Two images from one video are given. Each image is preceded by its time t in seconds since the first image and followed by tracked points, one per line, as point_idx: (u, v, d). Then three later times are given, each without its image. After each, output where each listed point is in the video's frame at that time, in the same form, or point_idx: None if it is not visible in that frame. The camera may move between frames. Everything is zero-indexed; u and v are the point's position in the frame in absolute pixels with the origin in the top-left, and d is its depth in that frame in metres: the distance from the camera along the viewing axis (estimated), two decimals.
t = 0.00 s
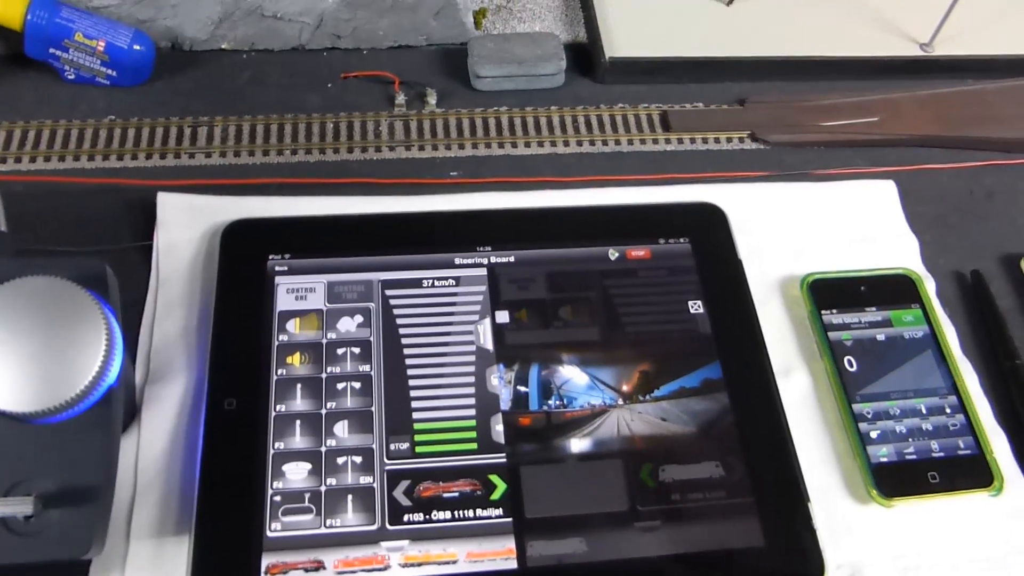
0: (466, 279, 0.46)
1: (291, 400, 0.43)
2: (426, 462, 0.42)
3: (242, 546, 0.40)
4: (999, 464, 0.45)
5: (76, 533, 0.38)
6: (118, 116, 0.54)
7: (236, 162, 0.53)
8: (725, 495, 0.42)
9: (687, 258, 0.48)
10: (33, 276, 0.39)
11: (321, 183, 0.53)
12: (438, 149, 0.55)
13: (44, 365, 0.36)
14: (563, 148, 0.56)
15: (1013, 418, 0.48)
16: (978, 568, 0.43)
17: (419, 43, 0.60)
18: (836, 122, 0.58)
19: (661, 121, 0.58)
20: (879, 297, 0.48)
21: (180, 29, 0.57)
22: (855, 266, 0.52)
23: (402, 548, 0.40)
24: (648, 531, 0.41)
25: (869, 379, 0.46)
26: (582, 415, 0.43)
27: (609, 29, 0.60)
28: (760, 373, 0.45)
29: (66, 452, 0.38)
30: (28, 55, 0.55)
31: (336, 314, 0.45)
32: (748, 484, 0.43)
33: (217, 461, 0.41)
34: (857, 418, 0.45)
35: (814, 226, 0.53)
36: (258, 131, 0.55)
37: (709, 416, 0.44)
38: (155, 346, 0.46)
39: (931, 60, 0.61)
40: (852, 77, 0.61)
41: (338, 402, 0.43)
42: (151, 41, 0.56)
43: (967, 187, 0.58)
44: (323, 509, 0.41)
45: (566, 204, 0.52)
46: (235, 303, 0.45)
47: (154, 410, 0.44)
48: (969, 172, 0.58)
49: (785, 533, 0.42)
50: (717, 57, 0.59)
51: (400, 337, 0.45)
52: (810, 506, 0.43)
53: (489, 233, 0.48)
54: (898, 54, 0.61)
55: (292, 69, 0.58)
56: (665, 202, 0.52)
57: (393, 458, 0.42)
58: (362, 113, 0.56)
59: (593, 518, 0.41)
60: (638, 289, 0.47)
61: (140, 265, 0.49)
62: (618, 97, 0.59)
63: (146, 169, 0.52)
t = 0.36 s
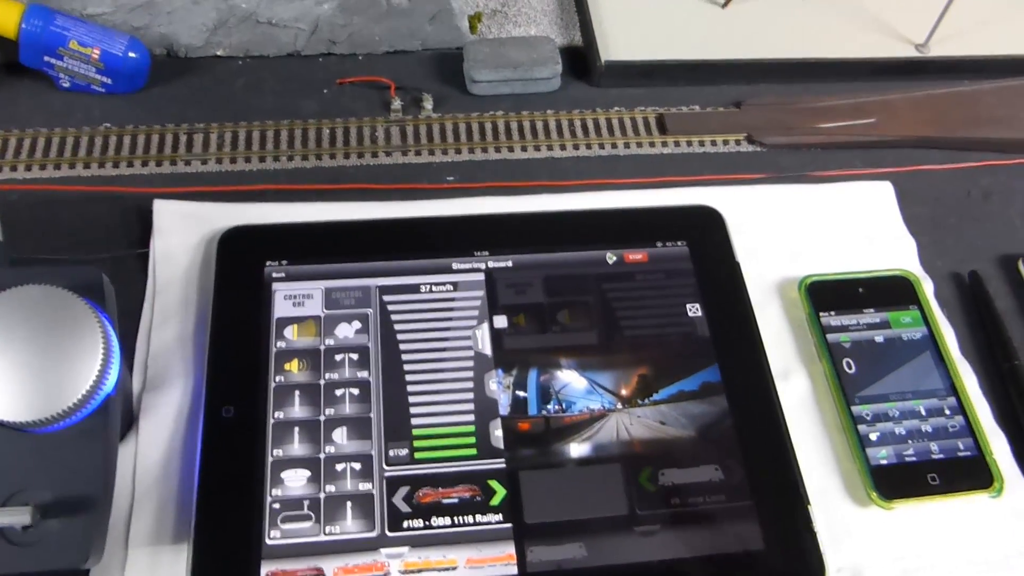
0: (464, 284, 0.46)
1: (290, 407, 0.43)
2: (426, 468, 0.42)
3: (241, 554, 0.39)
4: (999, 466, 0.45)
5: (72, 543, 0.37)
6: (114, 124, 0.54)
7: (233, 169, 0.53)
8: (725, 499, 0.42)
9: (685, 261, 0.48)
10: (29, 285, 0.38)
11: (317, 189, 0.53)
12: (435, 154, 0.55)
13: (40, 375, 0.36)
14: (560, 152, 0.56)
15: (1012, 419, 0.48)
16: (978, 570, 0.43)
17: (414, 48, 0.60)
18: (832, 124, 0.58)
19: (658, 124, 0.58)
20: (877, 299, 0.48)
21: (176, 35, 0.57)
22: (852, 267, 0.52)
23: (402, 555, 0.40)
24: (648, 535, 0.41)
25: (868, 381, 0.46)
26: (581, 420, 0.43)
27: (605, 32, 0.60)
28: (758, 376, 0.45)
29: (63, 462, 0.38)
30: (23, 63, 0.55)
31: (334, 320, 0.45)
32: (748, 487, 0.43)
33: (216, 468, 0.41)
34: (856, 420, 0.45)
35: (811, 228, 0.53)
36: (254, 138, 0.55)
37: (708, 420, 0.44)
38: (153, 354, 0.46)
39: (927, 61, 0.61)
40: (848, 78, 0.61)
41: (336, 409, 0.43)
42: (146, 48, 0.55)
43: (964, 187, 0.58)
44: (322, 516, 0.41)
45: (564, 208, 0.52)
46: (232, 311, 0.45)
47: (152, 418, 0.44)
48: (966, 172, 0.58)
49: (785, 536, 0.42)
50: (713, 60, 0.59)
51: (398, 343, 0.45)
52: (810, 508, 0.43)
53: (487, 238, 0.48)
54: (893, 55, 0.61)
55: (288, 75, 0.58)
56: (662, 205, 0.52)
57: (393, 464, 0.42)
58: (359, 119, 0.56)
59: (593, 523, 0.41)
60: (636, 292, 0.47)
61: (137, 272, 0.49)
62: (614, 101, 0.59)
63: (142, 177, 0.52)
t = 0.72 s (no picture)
0: (466, 296, 0.47)
1: (292, 419, 0.43)
2: (427, 481, 0.42)
3: (242, 567, 0.40)
4: (998, 480, 0.45)
5: (76, 555, 0.38)
6: (117, 134, 0.55)
7: (235, 180, 0.53)
8: (725, 512, 0.42)
9: (686, 274, 0.48)
10: (35, 297, 0.39)
11: (320, 201, 0.53)
12: (437, 166, 0.55)
13: (44, 387, 0.36)
14: (561, 164, 0.56)
15: (1011, 432, 0.49)
16: None
17: (417, 60, 0.60)
18: (833, 137, 0.58)
19: (659, 137, 0.58)
20: (877, 312, 0.49)
21: (179, 46, 0.57)
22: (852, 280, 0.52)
23: (403, 568, 0.40)
24: (648, 548, 0.41)
25: (868, 394, 0.46)
26: (582, 433, 0.43)
27: (606, 45, 0.60)
28: (758, 389, 0.46)
29: (66, 474, 0.38)
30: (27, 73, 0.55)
31: (336, 332, 0.45)
32: (748, 501, 0.43)
33: (219, 481, 0.41)
34: (856, 434, 0.45)
35: (811, 241, 0.53)
36: (256, 149, 0.55)
37: (708, 433, 0.44)
38: (156, 365, 0.46)
39: (927, 74, 0.61)
40: (848, 91, 0.61)
41: (338, 421, 0.43)
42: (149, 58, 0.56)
43: (963, 201, 0.58)
44: (323, 529, 0.41)
45: (565, 220, 0.52)
46: (235, 323, 0.45)
47: (154, 430, 0.44)
48: (965, 185, 0.59)
49: (785, 550, 0.42)
50: (714, 73, 0.59)
51: (400, 355, 0.45)
52: (810, 522, 0.43)
53: (488, 251, 0.48)
54: (893, 69, 0.61)
55: (291, 86, 0.59)
56: (663, 218, 0.52)
57: (394, 477, 0.42)
58: (361, 131, 0.56)
59: (593, 536, 0.41)
60: (637, 306, 0.47)
61: (140, 283, 0.49)
62: (616, 113, 0.59)
63: (145, 188, 0.53)
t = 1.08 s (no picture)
0: (465, 298, 0.46)
1: (290, 423, 0.43)
2: (427, 484, 0.41)
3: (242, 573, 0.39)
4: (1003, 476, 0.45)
5: (72, 563, 0.37)
6: (112, 140, 0.54)
7: (231, 184, 0.53)
8: (728, 512, 0.42)
9: (686, 272, 0.48)
10: (29, 305, 0.38)
11: (317, 204, 0.53)
12: (434, 168, 0.55)
13: (40, 393, 0.36)
14: (559, 165, 0.56)
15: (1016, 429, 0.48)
16: None
17: (413, 62, 0.60)
18: (831, 133, 0.58)
19: (657, 135, 0.58)
20: (879, 309, 0.48)
21: (174, 51, 0.57)
22: (853, 277, 0.52)
23: (404, 572, 0.39)
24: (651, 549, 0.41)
25: (870, 391, 0.46)
26: (583, 434, 0.43)
27: (603, 45, 0.60)
28: (760, 388, 0.45)
29: (63, 481, 0.38)
30: (21, 80, 0.55)
31: (334, 335, 0.45)
32: (751, 500, 0.42)
33: (218, 487, 0.41)
34: (859, 431, 0.45)
35: (812, 238, 0.53)
36: (252, 153, 0.55)
37: (710, 432, 0.44)
38: (153, 371, 0.46)
39: (925, 70, 0.61)
40: (846, 88, 0.61)
41: (337, 425, 0.43)
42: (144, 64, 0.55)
43: (964, 196, 0.58)
44: (323, 533, 0.40)
45: (564, 220, 0.52)
46: (232, 327, 0.45)
47: (152, 437, 0.44)
48: (965, 181, 0.58)
49: (789, 550, 0.41)
50: (711, 71, 0.59)
51: (398, 358, 0.44)
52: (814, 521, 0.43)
53: (487, 252, 0.48)
54: (892, 64, 0.61)
55: (286, 90, 0.58)
56: (662, 217, 0.52)
57: (394, 480, 0.42)
58: (357, 133, 0.56)
59: (596, 538, 0.41)
60: (637, 305, 0.47)
61: (136, 289, 0.49)
62: (613, 112, 0.59)
63: (140, 193, 0.52)
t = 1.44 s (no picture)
0: (460, 295, 0.46)
1: (285, 419, 0.43)
2: (421, 482, 0.41)
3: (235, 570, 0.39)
4: (999, 476, 0.45)
5: (66, 559, 0.37)
6: (109, 137, 0.54)
7: (228, 181, 0.53)
8: (723, 511, 0.42)
9: (682, 271, 0.48)
10: (24, 300, 0.38)
11: (313, 201, 0.53)
12: (431, 166, 0.55)
13: (33, 389, 0.35)
14: (556, 162, 0.56)
15: (1013, 428, 0.48)
16: None
17: (410, 59, 0.60)
18: (830, 132, 0.58)
19: (654, 134, 0.58)
20: (876, 308, 0.48)
21: (171, 48, 0.57)
22: (850, 276, 0.52)
23: (397, 569, 0.39)
24: (645, 548, 0.41)
25: (867, 390, 0.46)
26: (578, 431, 0.43)
27: (601, 42, 0.60)
28: (756, 385, 0.45)
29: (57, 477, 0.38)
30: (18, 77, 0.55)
31: (329, 332, 0.45)
32: (746, 499, 0.42)
33: (210, 483, 0.41)
34: (855, 430, 0.45)
35: (809, 237, 0.53)
36: (249, 149, 0.55)
37: (705, 430, 0.44)
38: (148, 367, 0.46)
39: (924, 69, 0.61)
40: (844, 87, 0.61)
41: (332, 422, 0.43)
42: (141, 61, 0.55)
43: (962, 196, 0.57)
44: (317, 530, 0.40)
45: (560, 218, 0.52)
46: (227, 323, 0.45)
47: (147, 433, 0.44)
48: (964, 180, 0.58)
49: (784, 549, 0.41)
50: (709, 69, 0.59)
51: (393, 355, 0.44)
52: (809, 520, 0.42)
53: (483, 250, 0.48)
54: (890, 63, 0.61)
55: (284, 87, 0.58)
56: (659, 215, 0.52)
57: (388, 477, 0.41)
58: (354, 131, 0.56)
59: (590, 537, 0.41)
60: (633, 303, 0.47)
61: (131, 286, 0.49)
62: (611, 111, 0.59)
63: (137, 190, 0.52)
